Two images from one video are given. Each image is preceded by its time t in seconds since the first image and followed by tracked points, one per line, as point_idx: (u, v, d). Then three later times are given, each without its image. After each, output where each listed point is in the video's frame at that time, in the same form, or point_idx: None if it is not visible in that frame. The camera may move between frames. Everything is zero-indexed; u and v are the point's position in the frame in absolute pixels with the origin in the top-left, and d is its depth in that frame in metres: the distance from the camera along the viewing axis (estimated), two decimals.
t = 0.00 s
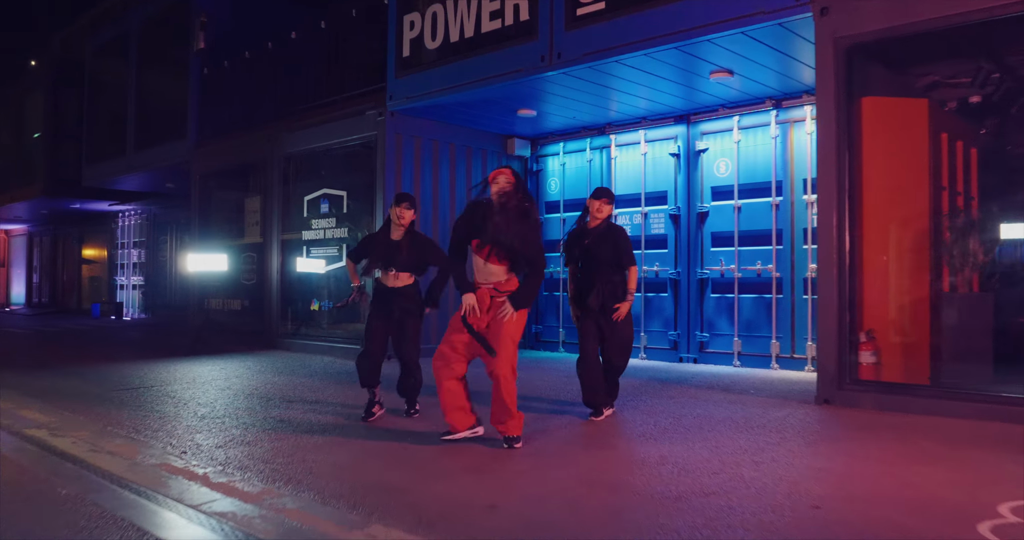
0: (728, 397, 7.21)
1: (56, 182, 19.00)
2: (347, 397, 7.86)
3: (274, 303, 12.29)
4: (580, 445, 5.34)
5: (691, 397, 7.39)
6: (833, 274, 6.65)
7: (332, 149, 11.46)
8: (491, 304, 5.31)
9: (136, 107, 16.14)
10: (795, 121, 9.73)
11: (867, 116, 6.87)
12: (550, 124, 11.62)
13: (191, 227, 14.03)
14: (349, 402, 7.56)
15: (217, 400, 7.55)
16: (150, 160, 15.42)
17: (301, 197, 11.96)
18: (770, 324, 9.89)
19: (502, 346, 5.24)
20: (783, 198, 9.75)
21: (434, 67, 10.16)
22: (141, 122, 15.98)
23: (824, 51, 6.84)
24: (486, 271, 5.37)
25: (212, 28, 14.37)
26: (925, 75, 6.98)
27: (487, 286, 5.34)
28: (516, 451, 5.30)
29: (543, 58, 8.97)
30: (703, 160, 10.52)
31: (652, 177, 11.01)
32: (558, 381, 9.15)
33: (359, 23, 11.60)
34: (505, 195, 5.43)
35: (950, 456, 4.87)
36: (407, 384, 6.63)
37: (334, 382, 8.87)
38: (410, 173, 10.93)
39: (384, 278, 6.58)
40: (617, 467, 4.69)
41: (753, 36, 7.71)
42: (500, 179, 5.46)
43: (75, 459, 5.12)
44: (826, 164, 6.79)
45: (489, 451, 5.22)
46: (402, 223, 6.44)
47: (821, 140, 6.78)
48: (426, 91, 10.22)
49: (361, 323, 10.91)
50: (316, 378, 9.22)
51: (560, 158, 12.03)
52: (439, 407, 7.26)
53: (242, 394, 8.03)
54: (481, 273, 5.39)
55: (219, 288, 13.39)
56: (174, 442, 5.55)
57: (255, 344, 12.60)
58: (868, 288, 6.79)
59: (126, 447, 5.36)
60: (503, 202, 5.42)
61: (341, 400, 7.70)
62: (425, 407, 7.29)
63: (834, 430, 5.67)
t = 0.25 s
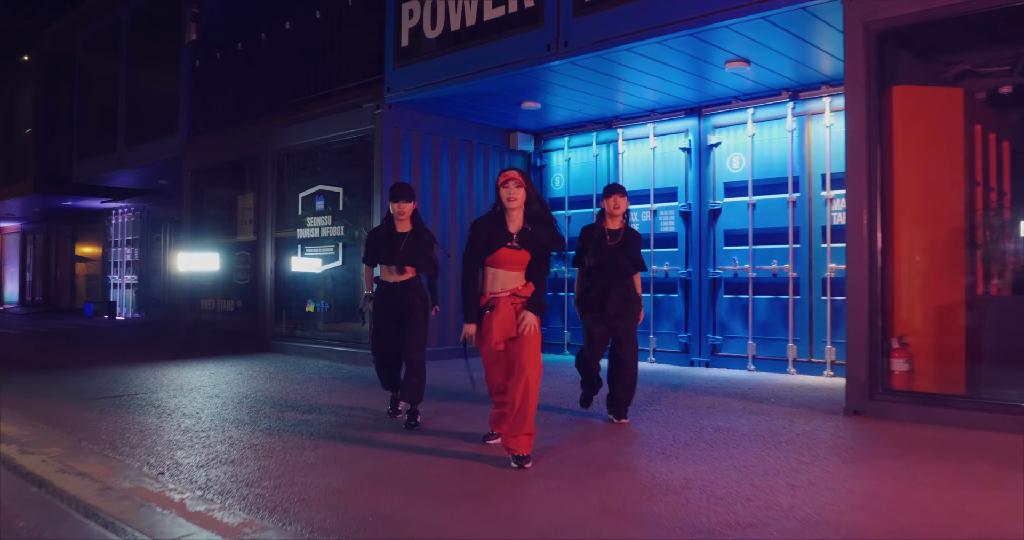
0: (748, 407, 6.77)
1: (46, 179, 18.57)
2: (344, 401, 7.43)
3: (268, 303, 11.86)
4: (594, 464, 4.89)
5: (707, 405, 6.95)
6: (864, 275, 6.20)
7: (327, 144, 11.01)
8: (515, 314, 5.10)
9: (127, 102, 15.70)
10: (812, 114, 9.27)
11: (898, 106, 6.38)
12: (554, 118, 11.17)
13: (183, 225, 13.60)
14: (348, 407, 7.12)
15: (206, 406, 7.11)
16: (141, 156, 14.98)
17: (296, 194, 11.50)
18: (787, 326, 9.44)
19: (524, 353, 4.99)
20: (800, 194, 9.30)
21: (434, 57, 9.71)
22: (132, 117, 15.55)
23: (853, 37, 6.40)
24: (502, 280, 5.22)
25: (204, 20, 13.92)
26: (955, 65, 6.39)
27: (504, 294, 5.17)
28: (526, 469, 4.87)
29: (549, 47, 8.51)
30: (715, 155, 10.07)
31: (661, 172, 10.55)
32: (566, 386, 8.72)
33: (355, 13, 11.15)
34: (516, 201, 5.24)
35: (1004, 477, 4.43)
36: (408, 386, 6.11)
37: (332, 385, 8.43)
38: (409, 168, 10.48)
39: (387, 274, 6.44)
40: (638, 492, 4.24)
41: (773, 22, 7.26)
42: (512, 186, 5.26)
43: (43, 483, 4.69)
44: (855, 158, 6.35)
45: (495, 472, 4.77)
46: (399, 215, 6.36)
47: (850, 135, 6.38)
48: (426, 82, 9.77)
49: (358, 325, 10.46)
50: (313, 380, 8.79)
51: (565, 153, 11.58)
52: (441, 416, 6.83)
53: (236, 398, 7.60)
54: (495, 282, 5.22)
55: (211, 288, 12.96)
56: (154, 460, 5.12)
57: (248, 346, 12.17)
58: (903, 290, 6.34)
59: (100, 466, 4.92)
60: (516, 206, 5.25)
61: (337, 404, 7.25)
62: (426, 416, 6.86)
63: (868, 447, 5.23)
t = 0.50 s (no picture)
0: (769, 417, 6.35)
1: (37, 177, 18.13)
2: (341, 409, 6.99)
3: (262, 305, 11.44)
4: (608, 485, 4.45)
5: (725, 415, 6.52)
6: (895, 277, 5.77)
7: (323, 139, 10.58)
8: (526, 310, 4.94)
9: (119, 97, 15.26)
10: (831, 107, 8.83)
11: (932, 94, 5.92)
12: (558, 112, 10.73)
13: (176, 223, 13.17)
14: (344, 415, 6.69)
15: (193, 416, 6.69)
16: (132, 152, 14.54)
17: (291, 191, 11.07)
18: (804, 329, 9.01)
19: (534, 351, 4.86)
20: (818, 191, 8.86)
21: (434, 48, 9.28)
22: (123, 112, 15.11)
23: (883, 22, 5.96)
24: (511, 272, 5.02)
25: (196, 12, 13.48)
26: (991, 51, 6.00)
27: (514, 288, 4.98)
28: (537, 490, 4.47)
29: (555, 35, 8.07)
30: (727, 149, 9.63)
31: (670, 168, 10.13)
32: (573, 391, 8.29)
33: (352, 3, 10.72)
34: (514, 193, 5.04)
35: None
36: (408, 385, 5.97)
37: (329, 390, 8.00)
38: (408, 164, 10.05)
39: (384, 278, 6.00)
40: (661, 520, 3.81)
41: (793, 6, 6.82)
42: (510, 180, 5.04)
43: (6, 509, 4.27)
44: (885, 149, 5.90)
45: (500, 494, 4.34)
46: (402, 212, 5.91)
47: (880, 125, 5.93)
48: (425, 74, 9.33)
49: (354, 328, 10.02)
50: (308, 386, 8.37)
51: (570, 149, 11.14)
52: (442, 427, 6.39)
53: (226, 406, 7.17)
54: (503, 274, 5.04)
55: (203, 289, 12.53)
56: (130, 479, 4.70)
57: (242, 349, 11.74)
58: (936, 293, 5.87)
59: (70, 488, 4.50)
60: (512, 202, 5.07)
61: (334, 413, 6.82)
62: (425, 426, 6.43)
63: (906, 465, 4.80)
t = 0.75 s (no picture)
0: (791, 428, 5.92)
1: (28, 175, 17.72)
2: (333, 420, 6.57)
3: (254, 306, 11.01)
4: (621, 509, 4.03)
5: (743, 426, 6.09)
6: (929, 279, 5.34)
7: (317, 134, 10.16)
8: (527, 310, 4.50)
9: (109, 92, 14.85)
10: (849, 98, 8.40)
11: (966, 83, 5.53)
12: (561, 105, 10.31)
13: (167, 222, 12.75)
14: (334, 426, 6.25)
15: (176, 427, 6.29)
16: (122, 149, 14.13)
17: (283, 189, 10.65)
18: (821, 332, 8.58)
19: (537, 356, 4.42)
20: (836, 187, 8.43)
21: (432, 37, 8.85)
22: (114, 109, 14.71)
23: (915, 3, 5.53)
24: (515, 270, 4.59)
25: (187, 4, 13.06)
26: None
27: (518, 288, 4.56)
28: (544, 514, 4.04)
29: (561, 21, 7.64)
30: (739, 144, 9.20)
31: (679, 163, 9.70)
32: (578, 398, 7.87)
33: None
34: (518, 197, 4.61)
35: None
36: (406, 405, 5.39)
37: (321, 398, 7.58)
38: (405, 158, 9.62)
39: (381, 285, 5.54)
40: None
41: None
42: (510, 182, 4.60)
43: None
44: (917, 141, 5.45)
45: (502, 519, 3.91)
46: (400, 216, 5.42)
47: (912, 109, 5.46)
48: (423, 64, 8.90)
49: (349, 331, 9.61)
50: (300, 393, 7.94)
51: (574, 144, 10.72)
52: (439, 439, 5.97)
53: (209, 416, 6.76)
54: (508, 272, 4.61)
55: (194, 290, 12.11)
56: (97, 500, 4.27)
57: (233, 352, 11.31)
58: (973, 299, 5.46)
59: (29, 512, 4.08)
60: (515, 205, 4.63)
61: (325, 424, 6.40)
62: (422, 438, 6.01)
63: (948, 484, 4.37)
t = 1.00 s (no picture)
0: (815, 443, 5.52)
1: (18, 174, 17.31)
2: (325, 432, 6.16)
3: (246, 309, 10.60)
4: None
5: (764, 440, 5.69)
6: (969, 283, 4.94)
7: (311, 130, 9.75)
8: (531, 317, 4.05)
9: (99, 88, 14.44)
10: (868, 91, 8.00)
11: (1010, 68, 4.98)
12: (565, 100, 9.90)
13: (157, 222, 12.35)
14: (324, 441, 5.84)
15: (157, 441, 5.89)
16: (113, 147, 13.73)
17: (276, 187, 10.24)
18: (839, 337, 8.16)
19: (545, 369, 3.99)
20: (855, 184, 8.02)
21: (430, 28, 8.44)
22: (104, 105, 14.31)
23: None
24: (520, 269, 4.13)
25: None
26: None
27: (521, 291, 4.09)
28: None
29: (566, 9, 7.23)
30: (752, 140, 8.79)
31: (689, 160, 9.29)
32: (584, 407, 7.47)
33: None
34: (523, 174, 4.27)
35: None
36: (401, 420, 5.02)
37: (313, 408, 7.18)
38: (402, 155, 9.20)
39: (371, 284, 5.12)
40: None
41: None
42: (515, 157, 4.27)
43: None
44: (956, 134, 5.05)
45: None
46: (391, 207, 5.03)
47: (949, 103, 5.08)
48: (421, 56, 8.48)
49: (344, 335, 9.19)
50: (293, 402, 7.54)
51: (579, 141, 10.32)
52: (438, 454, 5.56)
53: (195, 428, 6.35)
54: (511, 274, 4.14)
55: (185, 293, 11.70)
56: (60, 530, 3.87)
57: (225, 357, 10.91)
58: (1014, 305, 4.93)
59: None
60: (523, 184, 4.27)
61: (316, 437, 5.99)
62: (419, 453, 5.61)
63: (999, 510, 3.96)
